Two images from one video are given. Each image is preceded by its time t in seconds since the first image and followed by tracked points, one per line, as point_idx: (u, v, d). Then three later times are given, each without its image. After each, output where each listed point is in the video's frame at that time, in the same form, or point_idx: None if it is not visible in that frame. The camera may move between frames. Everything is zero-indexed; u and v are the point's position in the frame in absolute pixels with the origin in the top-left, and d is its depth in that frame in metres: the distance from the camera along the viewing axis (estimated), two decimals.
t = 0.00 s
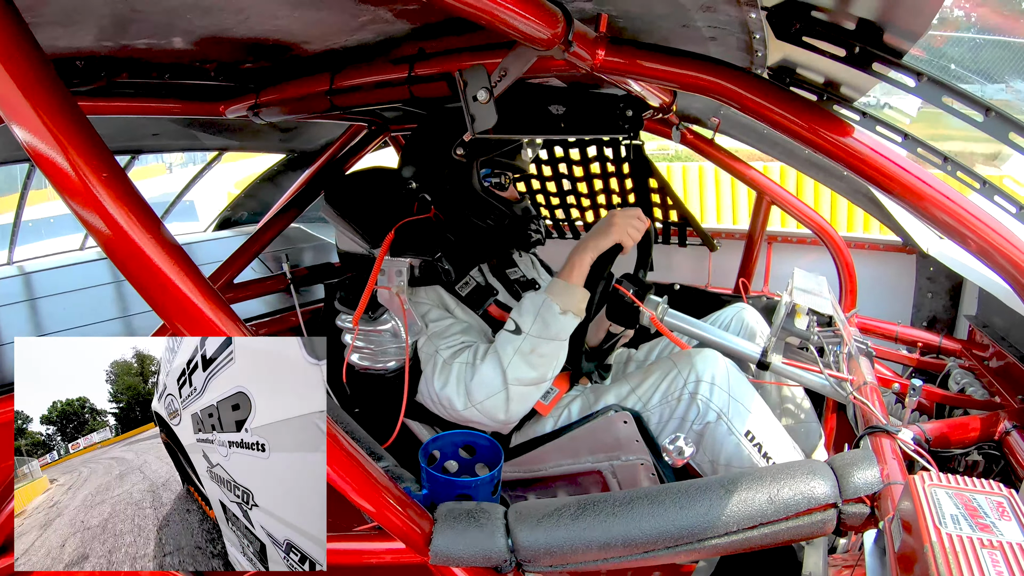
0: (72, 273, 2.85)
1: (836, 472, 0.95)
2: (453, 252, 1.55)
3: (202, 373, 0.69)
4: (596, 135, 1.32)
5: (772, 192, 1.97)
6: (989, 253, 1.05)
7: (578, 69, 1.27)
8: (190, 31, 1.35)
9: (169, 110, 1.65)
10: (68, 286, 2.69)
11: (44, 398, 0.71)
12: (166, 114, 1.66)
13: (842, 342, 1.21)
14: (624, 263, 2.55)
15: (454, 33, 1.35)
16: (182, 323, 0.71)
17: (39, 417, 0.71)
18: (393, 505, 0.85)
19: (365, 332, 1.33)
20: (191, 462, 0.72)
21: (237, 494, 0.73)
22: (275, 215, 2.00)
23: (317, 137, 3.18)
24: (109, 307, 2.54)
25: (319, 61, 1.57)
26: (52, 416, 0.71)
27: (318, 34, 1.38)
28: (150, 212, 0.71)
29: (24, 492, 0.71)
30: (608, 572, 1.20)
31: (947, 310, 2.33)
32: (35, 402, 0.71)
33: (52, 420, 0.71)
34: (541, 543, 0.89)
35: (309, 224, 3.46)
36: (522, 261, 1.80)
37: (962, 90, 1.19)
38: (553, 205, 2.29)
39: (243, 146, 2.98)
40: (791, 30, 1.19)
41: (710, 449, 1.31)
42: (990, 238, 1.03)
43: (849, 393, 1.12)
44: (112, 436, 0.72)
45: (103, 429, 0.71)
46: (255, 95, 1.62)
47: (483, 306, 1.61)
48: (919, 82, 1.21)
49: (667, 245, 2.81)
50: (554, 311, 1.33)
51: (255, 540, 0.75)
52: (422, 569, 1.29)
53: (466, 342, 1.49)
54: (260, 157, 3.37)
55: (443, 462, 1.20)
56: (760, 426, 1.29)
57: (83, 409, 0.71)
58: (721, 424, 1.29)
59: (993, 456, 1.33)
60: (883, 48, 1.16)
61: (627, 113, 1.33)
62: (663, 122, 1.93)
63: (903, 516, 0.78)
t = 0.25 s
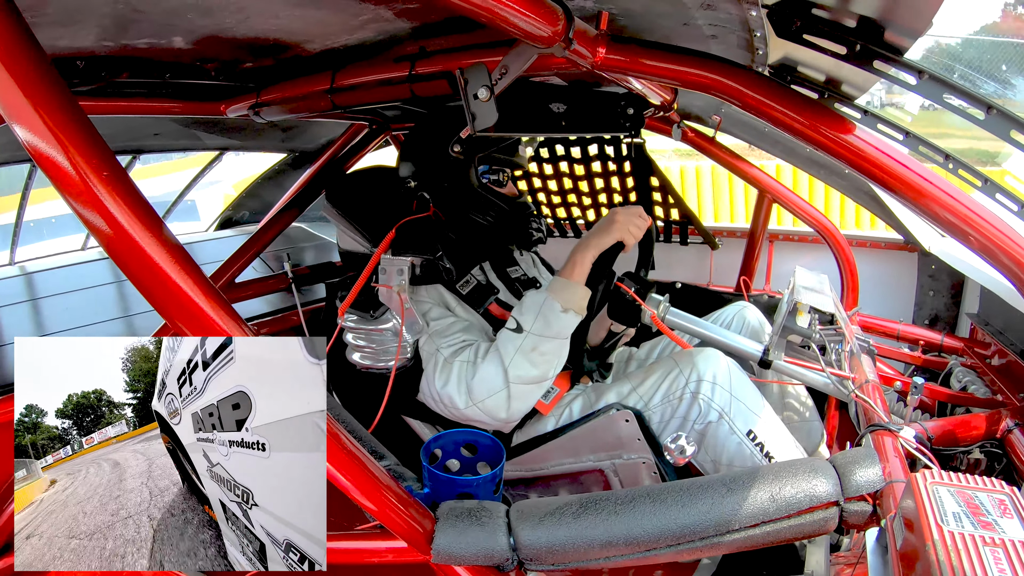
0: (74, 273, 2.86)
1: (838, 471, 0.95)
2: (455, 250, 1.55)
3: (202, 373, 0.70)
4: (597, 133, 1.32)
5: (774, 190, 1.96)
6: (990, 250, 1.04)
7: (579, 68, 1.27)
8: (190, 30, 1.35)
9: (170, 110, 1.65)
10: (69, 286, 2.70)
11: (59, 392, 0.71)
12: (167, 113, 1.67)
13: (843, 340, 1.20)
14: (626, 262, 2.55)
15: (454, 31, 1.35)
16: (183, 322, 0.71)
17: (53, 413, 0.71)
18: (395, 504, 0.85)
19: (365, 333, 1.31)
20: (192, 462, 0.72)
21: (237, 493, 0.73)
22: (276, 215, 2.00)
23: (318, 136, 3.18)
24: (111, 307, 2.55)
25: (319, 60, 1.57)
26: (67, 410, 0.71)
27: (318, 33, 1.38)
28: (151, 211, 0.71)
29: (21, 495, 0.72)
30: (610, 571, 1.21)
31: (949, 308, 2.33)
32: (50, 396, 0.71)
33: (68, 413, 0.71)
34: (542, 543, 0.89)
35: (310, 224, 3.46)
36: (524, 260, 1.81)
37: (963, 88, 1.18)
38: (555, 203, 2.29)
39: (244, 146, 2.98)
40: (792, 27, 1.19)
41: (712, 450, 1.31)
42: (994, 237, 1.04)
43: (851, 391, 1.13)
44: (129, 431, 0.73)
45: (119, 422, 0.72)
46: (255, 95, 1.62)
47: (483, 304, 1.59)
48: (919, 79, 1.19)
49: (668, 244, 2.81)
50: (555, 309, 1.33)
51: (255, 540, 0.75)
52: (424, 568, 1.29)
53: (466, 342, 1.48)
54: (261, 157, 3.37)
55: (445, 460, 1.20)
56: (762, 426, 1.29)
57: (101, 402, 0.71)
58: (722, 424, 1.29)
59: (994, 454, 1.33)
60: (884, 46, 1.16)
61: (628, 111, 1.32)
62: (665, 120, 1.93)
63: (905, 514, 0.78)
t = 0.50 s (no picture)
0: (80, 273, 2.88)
1: (844, 473, 0.94)
2: (460, 249, 1.55)
3: (202, 373, 0.69)
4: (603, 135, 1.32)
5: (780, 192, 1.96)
6: (997, 251, 1.04)
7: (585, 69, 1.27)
8: (196, 32, 1.36)
9: (177, 111, 1.65)
10: (76, 286, 2.71)
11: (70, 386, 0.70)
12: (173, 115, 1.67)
13: (849, 342, 1.20)
14: (631, 264, 2.54)
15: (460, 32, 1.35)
16: (190, 321, 0.72)
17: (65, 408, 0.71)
18: (400, 503, 0.85)
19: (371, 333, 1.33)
20: (192, 461, 0.73)
21: (237, 493, 0.73)
22: (281, 217, 2.01)
23: (324, 138, 3.20)
24: (117, 307, 2.56)
25: (326, 62, 1.58)
26: (81, 405, 0.71)
27: (324, 35, 1.38)
28: (159, 211, 0.71)
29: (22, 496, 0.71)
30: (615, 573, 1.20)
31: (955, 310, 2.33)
32: (62, 389, 0.70)
33: (81, 408, 0.71)
34: (549, 544, 0.89)
35: (316, 225, 3.47)
36: (529, 262, 1.82)
37: (970, 89, 1.17)
38: (561, 205, 2.29)
39: (249, 147, 2.99)
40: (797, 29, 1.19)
41: (718, 450, 1.31)
42: (1000, 237, 1.03)
43: (857, 392, 1.13)
44: (143, 424, 0.73)
45: (135, 416, 0.72)
46: (261, 96, 1.63)
47: (489, 306, 1.58)
48: (925, 79, 1.19)
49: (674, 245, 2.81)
50: (561, 308, 1.35)
51: (255, 539, 0.76)
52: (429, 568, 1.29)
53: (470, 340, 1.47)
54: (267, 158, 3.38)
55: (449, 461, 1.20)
56: (768, 429, 1.31)
57: (116, 395, 0.71)
58: (729, 424, 1.30)
59: (1001, 457, 1.32)
60: (890, 47, 1.16)
61: (635, 112, 1.33)
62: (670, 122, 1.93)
63: (912, 516, 0.78)
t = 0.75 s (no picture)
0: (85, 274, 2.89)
1: (851, 465, 0.94)
2: (464, 245, 1.53)
3: (203, 373, 0.70)
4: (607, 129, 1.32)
5: (785, 185, 1.96)
6: (1003, 243, 1.04)
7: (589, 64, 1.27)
8: (199, 31, 1.36)
9: (180, 111, 1.66)
10: (81, 286, 2.72)
11: (85, 379, 0.70)
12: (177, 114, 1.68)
13: (855, 334, 1.21)
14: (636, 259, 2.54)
15: (462, 27, 1.35)
16: (196, 320, 0.72)
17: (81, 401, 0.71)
18: (408, 500, 0.86)
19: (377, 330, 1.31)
20: (193, 462, 0.73)
21: (238, 494, 0.73)
22: (284, 216, 2.01)
23: (327, 136, 3.20)
24: (123, 306, 2.57)
25: (328, 59, 1.58)
26: (97, 397, 0.71)
27: (327, 33, 1.38)
28: (163, 210, 0.72)
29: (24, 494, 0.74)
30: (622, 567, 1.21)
31: (961, 302, 2.32)
32: (77, 382, 0.71)
33: (96, 401, 0.71)
34: (557, 538, 0.89)
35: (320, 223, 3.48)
36: (534, 258, 1.82)
37: (973, 80, 1.18)
38: (565, 200, 2.29)
39: (253, 146, 3.00)
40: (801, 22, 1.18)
41: (726, 443, 1.32)
42: (1006, 229, 1.03)
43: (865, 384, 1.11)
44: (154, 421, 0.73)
45: (151, 407, 0.72)
46: (265, 95, 1.63)
47: (495, 301, 1.55)
48: (929, 72, 1.18)
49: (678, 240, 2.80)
50: (566, 303, 1.34)
51: (256, 540, 0.76)
52: (436, 564, 1.30)
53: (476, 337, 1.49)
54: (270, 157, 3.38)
55: (456, 456, 1.21)
56: (776, 422, 1.30)
57: (134, 387, 0.71)
58: (735, 418, 1.30)
59: (1008, 449, 1.32)
60: (894, 39, 1.16)
61: (638, 107, 1.32)
62: (674, 116, 1.92)
63: (919, 508, 0.78)
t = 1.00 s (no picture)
0: (88, 276, 2.90)
1: (853, 472, 0.94)
2: (469, 250, 1.53)
3: (202, 374, 0.70)
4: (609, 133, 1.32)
5: (789, 189, 1.95)
6: (1007, 249, 1.03)
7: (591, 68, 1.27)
8: (203, 35, 1.36)
9: (185, 114, 1.66)
10: (85, 289, 2.73)
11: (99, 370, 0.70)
12: (181, 117, 1.68)
13: (859, 340, 1.20)
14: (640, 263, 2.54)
15: (466, 31, 1.35)
16: (200, 325, 0.72)
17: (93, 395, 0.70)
18: (411, 506, 0.86)
19: (380, 334, 1.33)
20: (192, 463, 0.72)
21: (238, 494, 0.73)
22: (288, 220, 2.01)
23: (331, 139, 3.20)
24: (126, 309, 2.57)
25: (332, 63, 1.58)
26: (111, 390, 0.70)
27: (331, 37, 1.38)
28: (166, 213, 0.72)
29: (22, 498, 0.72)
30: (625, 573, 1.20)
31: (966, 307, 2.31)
32: (90, 375, 0.70)
33: (109, 393, 0.71)
34: (558, 545, 0.89)
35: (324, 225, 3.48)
36: (537, 262, 1.82)
37: (978, 85, 1.16)
38: (569, 205, 2.29)
39: (257, 149, 3.00)
40: (805, 26, 1.18)
41: (727, 449, 1.31)
42: (1010, 235, 1.02)
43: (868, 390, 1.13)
44: (153, 422, 0.72)
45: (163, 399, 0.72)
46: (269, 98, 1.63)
47: (497, 306, 1.60)
48: (933, 77, 1.18)
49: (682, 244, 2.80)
50: (570, 308, 1.34)
51: (256, 541, 0.76)
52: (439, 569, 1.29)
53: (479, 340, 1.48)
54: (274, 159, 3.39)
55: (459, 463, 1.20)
56: (777, 428, 1.30)
57: (150, 378, 0.71)
58: (738, 424, 1.29)
59: (1012, 456, 1.31)
60: (898, 44, 1.15)
61: (642, 111, 1.32)
62: (677, 120, 1.92)
63: (922, 516, 0.78)
